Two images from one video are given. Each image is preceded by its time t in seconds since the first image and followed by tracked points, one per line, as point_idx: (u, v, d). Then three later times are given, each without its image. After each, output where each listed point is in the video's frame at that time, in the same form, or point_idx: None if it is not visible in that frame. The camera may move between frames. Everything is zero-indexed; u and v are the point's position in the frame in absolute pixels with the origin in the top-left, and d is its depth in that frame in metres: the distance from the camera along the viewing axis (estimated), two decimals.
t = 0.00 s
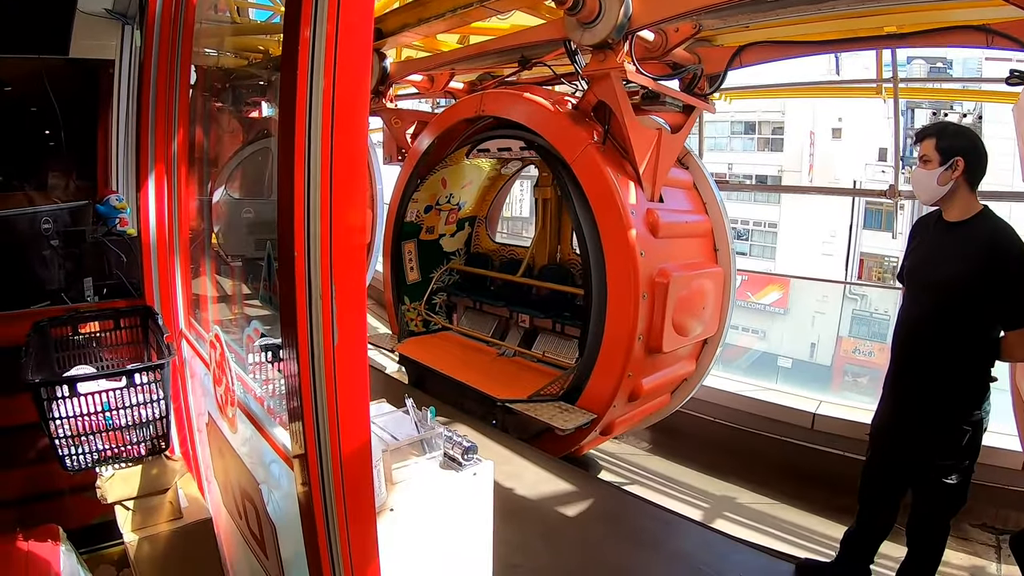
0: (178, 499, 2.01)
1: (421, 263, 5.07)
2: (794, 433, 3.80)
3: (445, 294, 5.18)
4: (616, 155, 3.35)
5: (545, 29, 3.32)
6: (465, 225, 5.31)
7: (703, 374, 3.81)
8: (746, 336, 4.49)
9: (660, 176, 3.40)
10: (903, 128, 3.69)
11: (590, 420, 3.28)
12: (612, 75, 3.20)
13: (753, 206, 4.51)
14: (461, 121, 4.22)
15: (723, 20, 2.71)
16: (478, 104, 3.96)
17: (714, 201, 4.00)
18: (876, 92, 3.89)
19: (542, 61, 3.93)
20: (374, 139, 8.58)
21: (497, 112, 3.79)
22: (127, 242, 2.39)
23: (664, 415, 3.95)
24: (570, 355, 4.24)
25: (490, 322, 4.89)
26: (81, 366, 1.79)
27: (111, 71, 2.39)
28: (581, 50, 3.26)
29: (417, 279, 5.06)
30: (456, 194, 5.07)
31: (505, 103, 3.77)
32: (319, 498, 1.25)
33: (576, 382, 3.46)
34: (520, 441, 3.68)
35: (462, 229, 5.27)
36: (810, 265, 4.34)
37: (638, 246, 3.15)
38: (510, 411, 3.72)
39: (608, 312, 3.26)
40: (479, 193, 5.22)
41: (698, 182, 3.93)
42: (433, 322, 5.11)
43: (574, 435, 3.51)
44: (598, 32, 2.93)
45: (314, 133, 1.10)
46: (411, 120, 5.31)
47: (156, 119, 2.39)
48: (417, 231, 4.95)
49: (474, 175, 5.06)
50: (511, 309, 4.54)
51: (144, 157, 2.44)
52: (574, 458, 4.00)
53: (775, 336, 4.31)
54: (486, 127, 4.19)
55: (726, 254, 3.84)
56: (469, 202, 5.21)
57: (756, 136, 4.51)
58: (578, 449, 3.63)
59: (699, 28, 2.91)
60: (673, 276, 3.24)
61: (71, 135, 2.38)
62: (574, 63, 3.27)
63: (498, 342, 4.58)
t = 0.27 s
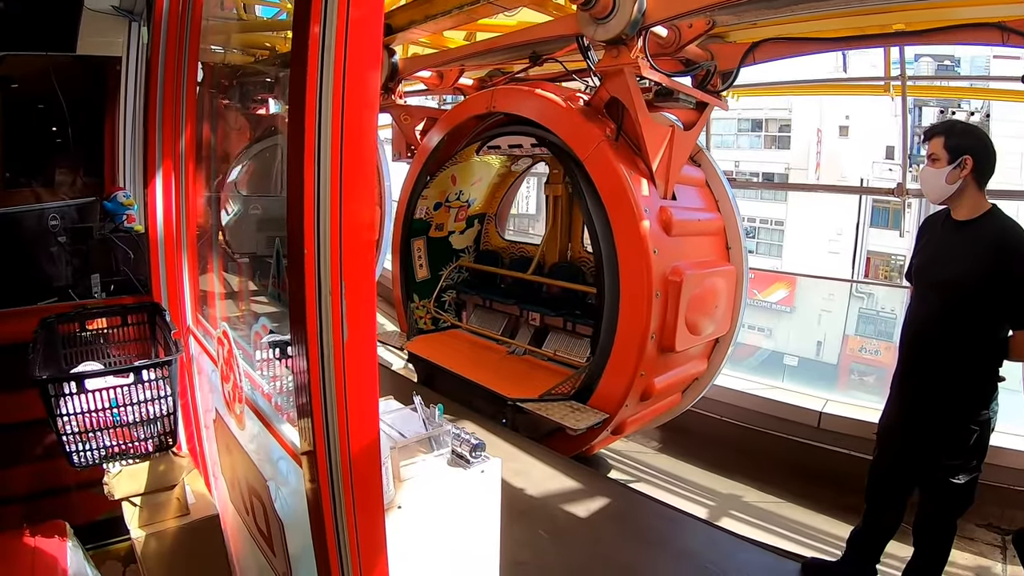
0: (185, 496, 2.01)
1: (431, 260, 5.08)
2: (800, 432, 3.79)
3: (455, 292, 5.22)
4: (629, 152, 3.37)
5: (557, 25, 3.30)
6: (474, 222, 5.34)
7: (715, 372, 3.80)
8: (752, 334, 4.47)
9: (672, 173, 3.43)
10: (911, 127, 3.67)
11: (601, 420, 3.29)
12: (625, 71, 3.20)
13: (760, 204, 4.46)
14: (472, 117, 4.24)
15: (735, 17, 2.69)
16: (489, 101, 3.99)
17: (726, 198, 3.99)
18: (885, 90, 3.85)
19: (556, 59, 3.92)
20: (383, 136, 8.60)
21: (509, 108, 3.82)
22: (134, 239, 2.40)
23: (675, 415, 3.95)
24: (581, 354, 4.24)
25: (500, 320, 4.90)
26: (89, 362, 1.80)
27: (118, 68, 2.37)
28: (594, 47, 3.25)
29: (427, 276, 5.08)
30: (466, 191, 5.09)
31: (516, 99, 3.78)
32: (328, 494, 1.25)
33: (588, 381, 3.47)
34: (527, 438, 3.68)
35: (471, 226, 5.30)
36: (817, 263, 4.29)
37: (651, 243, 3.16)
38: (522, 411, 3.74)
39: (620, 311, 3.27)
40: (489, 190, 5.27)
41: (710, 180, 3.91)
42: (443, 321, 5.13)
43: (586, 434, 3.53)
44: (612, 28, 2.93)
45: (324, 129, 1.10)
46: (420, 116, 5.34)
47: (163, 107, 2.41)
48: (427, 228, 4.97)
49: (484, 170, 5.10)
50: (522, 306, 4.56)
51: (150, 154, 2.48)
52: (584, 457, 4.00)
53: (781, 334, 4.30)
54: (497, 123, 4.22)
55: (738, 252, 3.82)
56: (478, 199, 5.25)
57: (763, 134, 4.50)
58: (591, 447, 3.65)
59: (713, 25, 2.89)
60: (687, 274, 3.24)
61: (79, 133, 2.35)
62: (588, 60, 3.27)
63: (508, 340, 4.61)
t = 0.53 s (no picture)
0: (193, 490, 2.02)
1: (441, 256, 5.10)
2: (806, 432, 3.79)
3: (465, 290, 5.24)
4: (645, 150, 3.36)
5: (571, 22, 3.28)
6: (485, 219, 5.35)
7: (728, 372, 3.79)
8: (760, 334, 4.46)
9: (687, 171, 3.41)
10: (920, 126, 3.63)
11: (613, 420, 3.30)
12: (641, 68, 3.19)
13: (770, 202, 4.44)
14: (483, 115, 4.26)
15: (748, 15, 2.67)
16: (502, 98, 3.99)
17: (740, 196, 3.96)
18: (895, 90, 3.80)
19: (571, 55, 3.89)
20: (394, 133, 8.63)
21: (522, 105, 3.82)
22: (144, 234, 2.41)
23: (686, 415, 3.95)
24: (593, 354, 4.24)
25: (511, 319, 4.90)
26: (98, 357, 1.80)
27: (128, 64, 2.40)
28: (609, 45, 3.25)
29: (437, 273, 5.09)
30: (477, 187, 5.11)
31: (528, 97, 3.78)
32: (339, 490, 1.25)
33: (600, 382, 3.48)
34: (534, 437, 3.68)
35: (482, 223, 5.31)
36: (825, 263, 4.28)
37: (665, 243, 3.16)
38: (534, 410, 3.75)
39: (634, 311, 3.27)
40: (501, 187, 5.27)
41: (724, 179, 3.89)
42: (452, 319, 5.15)
43: (598, 434, 3.53)
44: (628, 24, 2.93)
45: (338, 126, 1.10)
46: (432, 113, 5.29)
47: (174, 103, 2.41)
48: (437, 225, 4.98)
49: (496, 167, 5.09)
50: (534, 304, 4.57)
51: (160, 149, 2.45)
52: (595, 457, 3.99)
53: (788, 333, 4.28)
54: (508, 120, 4.26)
55: (752, 252, 3.80)
56: (489, 196, 5.26)
57: (772, 133, 4.57)
58: (603, 447, 3.65)
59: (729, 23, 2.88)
60: (701, 274, 3.23)
61: (88, 127, 2.37)
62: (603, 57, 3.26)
63: (520, 338, 4.62)
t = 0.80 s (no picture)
0: (202, 482, 2.01)
1: (455, 255, 5.12)
2: (815, 433, 3.77)
3: (478, 288, 5.26)
4: (665, 147, 3.35)
5: (589, 17, 3.24)
6: (499, 216, 5.36)
7: (745, 372, 3.76)
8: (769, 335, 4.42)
9: (706, 170, 3.37)
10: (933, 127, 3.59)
11: (629, 420, 3.31)
12: (661, 65, 3.17)
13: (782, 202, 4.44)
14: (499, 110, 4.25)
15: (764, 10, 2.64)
16: (518, 93, 3.98)
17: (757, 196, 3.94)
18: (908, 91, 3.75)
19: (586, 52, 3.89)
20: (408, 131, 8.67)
21: (537, 101, 3.82)
22: (155, 226, 2.40)
23: (701, 415, 3.93)
24: (608, 353, 4.24)
25: (524, 317, 4.90)
26: (107, 347, 1.80)
27: (140, 58, 2.39)
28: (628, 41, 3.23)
29: (450, 271, 5.13)
30: (491, 184, 5.11)
31: (545, 93, 3.77)
32: (350, 482, 1.24)
33: (615, 382, 3.51)
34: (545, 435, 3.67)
35: (496, 220, 5.32)
36: (835, 264, 4.27)
37: (684, 244, 3.14)
38: (547, 409, 3.76)
39: (651, 310, 3.27)
40: (515, 184, 5.29)
41: (741, 178, 3.87)
42: (466, 317, 5.17)
43: (613, 435, 3.54)
44: (648, 20, 2.91)
45: (355, 115, 1.09)
46: (446, 109, 5.30)
47: (186, 97, 2.38)
48: (451, 223, 5.02)
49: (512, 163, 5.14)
50: (547, 303, 4.56)
51: (172, 141, 2.44)
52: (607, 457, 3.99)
53: (798, 334, 4.26)
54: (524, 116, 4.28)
55: (769, 252, 3.78)
56: (503, 193, 5.25)
57: (783, 133, 4.59)
58: (618, 448, 3.65)
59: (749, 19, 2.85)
60: (719, 273, 3.22)
61: (99, 119, 2.38)
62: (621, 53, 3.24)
63: (533, 337, 4.62)
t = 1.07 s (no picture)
0: (206, 476, 2.01)
1: (466, 252, 5.15)
2: (822, 433, 3.76)
3: (488, 285, 5.26)
4: (680, 145, 3.34)
5: (608, 12, 3.26)
6: (511, 213, 5.38)
7: (758, 373, 3.74)
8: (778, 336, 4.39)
9: (721, 169, 3.35)
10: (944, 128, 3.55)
11: (642, 421, 3.30)
12: (679, 61, 3.15)
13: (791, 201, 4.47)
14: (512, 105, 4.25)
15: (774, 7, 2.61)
16: (532, 89, 3.97)
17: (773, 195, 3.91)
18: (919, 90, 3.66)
19: (602, 47, 3.87)
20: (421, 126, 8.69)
21: (551, 96, 3.81)
22: (162, 219, 2.41)
23: (713, 415, 3.91)
24: (619, 351, 4.24)
25: (536, 315, 4.92)
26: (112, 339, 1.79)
27: (149, 51, 2.37)
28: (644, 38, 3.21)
29: (461, 267, 5.15)
30: (502, 180, 5.11)
31: (559, 90, 3.75)
32: (353, 477, 1.23)
33: (627, 382, 3.50)
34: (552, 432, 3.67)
35: (508, 217, 5.35)
36: (843, 264, 4.28)
37: (700, 243, 3.13)
38: (558, 408, 3.76)
39: (665, 311, 3.25)
40: (527, 181, 5.30)
41: (757, 177, 3.84)
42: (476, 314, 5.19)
43: (624, 436, 3.52)
44: (666, 15, 2.91)
45: (361, 108, 1.07)
46: (458, 104, 5.24)
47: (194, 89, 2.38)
48: (462, 220, 5.04)
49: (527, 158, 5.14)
50: (558, 301, 4.56)
51: (179, 134, 2.44)
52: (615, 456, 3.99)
53: (806, 334, 4.24)
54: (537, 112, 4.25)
55: (783, 252, 3.76)
56: (515, 188, 5.26)
57: (793, 132, 4.60)
58: (628, 448, 3.63)
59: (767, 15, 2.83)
60: (735, 273, 3.20)
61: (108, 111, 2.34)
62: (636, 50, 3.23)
63: (544, 335, 4.63)
